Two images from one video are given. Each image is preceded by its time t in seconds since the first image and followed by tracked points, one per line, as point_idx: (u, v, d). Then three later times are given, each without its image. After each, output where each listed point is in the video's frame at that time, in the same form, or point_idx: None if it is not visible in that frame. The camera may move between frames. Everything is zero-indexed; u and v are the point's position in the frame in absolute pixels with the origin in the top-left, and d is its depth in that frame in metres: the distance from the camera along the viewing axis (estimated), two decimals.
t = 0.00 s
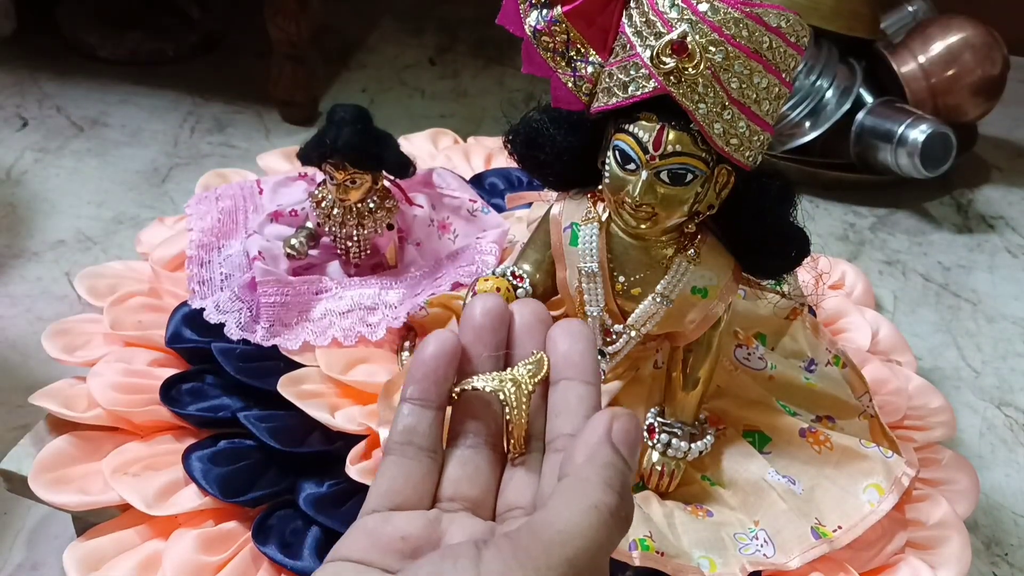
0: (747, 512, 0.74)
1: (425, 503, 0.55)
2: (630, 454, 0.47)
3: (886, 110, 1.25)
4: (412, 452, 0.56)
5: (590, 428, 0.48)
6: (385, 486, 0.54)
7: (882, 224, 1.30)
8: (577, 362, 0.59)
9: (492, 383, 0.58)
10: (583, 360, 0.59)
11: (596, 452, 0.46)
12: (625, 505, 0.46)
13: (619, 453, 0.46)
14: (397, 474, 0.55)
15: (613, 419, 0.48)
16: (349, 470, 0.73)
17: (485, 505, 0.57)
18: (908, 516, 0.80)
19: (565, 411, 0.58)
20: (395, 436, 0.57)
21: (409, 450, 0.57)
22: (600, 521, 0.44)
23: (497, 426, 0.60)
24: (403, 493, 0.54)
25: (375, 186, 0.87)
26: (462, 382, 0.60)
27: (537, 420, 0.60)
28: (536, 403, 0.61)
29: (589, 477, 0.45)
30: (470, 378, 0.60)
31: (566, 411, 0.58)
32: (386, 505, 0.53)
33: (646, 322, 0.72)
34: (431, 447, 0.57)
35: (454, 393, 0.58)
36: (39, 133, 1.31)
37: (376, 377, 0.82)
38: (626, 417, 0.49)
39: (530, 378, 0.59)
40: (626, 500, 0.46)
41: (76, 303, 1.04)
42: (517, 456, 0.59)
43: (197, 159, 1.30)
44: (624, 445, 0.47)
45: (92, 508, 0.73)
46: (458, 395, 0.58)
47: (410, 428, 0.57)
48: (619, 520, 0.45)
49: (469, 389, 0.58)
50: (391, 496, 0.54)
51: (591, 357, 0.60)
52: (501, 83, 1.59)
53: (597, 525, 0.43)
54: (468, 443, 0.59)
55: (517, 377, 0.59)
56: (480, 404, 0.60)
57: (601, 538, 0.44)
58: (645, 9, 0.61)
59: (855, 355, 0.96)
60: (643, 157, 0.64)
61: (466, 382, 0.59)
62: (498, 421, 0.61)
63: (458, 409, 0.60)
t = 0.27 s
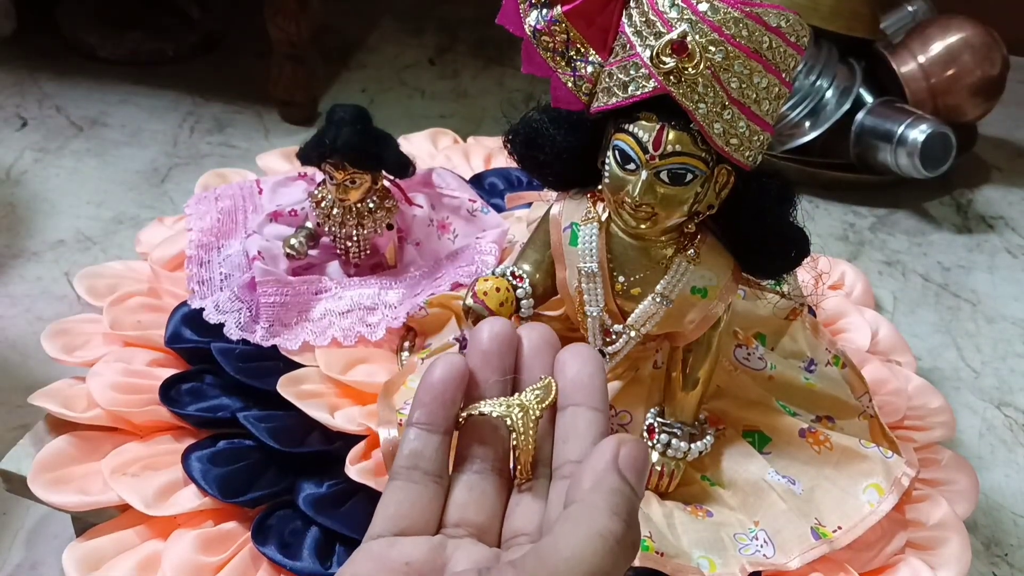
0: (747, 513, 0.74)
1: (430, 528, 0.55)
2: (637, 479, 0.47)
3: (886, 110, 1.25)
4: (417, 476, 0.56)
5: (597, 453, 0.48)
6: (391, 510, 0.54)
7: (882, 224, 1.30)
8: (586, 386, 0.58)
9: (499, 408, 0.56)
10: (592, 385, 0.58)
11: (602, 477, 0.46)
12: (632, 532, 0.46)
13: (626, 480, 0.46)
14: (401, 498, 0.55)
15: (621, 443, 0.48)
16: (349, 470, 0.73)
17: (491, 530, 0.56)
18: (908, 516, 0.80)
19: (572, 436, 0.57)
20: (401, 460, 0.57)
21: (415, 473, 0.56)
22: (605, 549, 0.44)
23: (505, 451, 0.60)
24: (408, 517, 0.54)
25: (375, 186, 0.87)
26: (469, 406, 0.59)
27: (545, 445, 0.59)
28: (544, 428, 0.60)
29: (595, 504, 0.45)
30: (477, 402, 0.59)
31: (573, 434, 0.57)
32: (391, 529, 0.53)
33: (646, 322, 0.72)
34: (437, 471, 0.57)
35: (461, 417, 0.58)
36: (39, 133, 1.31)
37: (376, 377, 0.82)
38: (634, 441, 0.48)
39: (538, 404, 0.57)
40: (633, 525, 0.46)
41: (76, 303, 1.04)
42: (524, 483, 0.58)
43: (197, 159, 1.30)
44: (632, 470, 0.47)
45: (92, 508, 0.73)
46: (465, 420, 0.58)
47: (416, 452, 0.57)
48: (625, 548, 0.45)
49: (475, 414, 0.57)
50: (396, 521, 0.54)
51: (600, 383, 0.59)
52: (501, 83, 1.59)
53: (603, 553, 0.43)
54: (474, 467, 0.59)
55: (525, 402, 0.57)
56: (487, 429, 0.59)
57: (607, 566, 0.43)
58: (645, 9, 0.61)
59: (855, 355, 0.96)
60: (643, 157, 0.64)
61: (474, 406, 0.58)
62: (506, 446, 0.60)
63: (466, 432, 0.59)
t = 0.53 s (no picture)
0: (747, 512, 0.74)
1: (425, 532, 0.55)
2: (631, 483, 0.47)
3: (886, 110, 1.26)
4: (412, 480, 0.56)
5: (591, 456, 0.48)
6: (386, 514, 0.54)
7: (882, 224, 1.30)
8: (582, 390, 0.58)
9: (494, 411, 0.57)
10: (588, 389, 0.58)
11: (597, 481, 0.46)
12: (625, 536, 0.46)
13: (620, 484, 0.46)
14: (396, 503, 0.55)
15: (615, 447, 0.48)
16: (349, 470, 0.73)
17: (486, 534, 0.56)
18: (907, 516, 0.80)
19: (568, 440, 0.57)
20: (396, 463, 0.57)
21: (410, 477, 0.56)
22: (598, 553, 0.44)
23: (500, 455, 0.60)
24: (403, 520, 0.54)
25: (375, 186, 0.87)
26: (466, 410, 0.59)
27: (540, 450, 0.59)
28: (540, 432, 0.60)
29: (589, 508, 0.45)
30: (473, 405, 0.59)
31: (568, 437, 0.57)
32: (386, 533, 0.53)
33: (646, 322, 0.72)
34: (432, 475, 0.57)
35: (456, 422, 0.58)
36: (39, 133, 1.31)
37: (377, 377, 0.82)
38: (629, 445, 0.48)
39: (534, 408, 0.57)
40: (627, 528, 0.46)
41: (76, 303, 1.04)
42: (519, 486, 0.58)
43: (197, 158, 1.30)
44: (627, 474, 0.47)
45: (92, 508, 0.73)
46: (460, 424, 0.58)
47: (411, 456, 0.57)
48: (619, 553, 0.45)
49: (470, 418, 0.57)
50: (391, 524, 0.54)
51: (596, 387, 0.58)
52: (501, 83, 1.59)
53: (596, 558, 0.43)
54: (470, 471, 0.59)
55: (520, 406, 0.57)
56: (482, 433, 0.60)
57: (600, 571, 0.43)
58: (644, 9, 0.61)
59: (855, 355, 0.96)
60: (643, 157, 0.64)
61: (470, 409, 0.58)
62: (502, 451, 0.60)
63: (461, 436, 0.60)
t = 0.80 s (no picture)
0: (747, 513, 0.74)
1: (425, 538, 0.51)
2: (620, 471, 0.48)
3: (886, 110, 1.26)
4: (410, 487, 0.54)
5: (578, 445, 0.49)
6: (381, 521, 0.51)
7: (882, 225, 1.30)
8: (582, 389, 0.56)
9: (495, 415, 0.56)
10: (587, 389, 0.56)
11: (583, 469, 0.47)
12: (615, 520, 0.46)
13: (607, 470, 0.47)
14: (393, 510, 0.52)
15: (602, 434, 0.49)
16: (349, 470, 0.73)
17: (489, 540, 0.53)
18: (907, 517, 0.80)
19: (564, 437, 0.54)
20: (393, 471, 0.55)
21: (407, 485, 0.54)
22: (587, 539, 0.44)
23: (500, 464, 0.57)
24: (399, 525, 0.51)
25: (375, 186, 0.87)
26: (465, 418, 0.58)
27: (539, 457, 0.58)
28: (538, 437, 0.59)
29: (576, 497, 0.45)
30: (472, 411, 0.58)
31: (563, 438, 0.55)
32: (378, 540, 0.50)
33: (646, 322, 0.72)
34: (431, 481, 0.55)
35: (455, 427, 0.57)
36: (39, 133, 1.31)
37: (377, 377, 0.82)
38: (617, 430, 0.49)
39: (534, 411, 0.56)
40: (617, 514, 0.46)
41: (76, 303, 1.04)
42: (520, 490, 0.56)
43: (197, 159, 1.30)
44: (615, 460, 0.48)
45: (92, 508, 0.73)
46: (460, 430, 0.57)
47: (408, 463, 0.55)
48: (608, 539, 0.45)
49: (471, 423, 0.56)
50: (387, 532, 0.50)
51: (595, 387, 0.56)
52: (501, 83, 1.59)
53: (586, 542, 0.43)
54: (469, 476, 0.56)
55: (520, 410, 0.56)
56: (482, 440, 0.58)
57: (589, 555, 0.43)
58: (644, 9, 0.61)
59: (854, 356, 0.96)
60: (643, 157, 0.64)
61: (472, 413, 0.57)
62: (501, 459, 0.57)
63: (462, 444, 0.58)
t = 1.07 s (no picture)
0: (747, 512, 0.74)
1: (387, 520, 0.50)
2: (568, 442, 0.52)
3: (886, 110, 1.26)
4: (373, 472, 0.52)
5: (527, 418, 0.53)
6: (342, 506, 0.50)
7: (882, 224, 1.30)
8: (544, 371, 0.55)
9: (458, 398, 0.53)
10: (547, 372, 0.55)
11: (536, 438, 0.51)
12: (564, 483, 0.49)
13: (557, 439, 0.51)
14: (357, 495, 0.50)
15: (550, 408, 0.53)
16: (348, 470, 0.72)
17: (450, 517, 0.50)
18: (907, 516, 0.80)
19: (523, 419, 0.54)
20: (356, 456, 0.53)
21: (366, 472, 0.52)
22: (537, 499, 0.46)
23: (465, 452, 0.55)
24: (361, 509, 0.49)
25: (375, 186, 0.87)
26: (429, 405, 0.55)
27: (503, 440, 0.54)
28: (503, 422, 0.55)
29: (528, 464, 0.49)
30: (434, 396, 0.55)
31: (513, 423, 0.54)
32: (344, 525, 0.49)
33: (646, 322, 0.72)
34: (395, 465, 0.53)
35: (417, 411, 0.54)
36: (39, 133, 1.31)
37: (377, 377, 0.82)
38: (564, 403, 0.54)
39: (498, 393, 0.54)
40: (568, 477, 0.50)
41: (76, 303, 1.04)
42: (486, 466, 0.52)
43: (197, 159, 1.30)
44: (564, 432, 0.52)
45: (92, 508, 0.73)
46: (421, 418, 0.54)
47: (370, 447, 0.53)
48: (559, 498, 0.48)
49: (432, 407, 0.53)
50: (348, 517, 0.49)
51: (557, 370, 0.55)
52: (501, 83, 1.59)
53: (537, 500, 0.46)
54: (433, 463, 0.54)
55: (483, 394, 0.53)
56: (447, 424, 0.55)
57: (542, 516, 0.46)
58: (644, 9, 0.61)
59: (854, 356, 0.96)
60: (643, 157, 0.64)
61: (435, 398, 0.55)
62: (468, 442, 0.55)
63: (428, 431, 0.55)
